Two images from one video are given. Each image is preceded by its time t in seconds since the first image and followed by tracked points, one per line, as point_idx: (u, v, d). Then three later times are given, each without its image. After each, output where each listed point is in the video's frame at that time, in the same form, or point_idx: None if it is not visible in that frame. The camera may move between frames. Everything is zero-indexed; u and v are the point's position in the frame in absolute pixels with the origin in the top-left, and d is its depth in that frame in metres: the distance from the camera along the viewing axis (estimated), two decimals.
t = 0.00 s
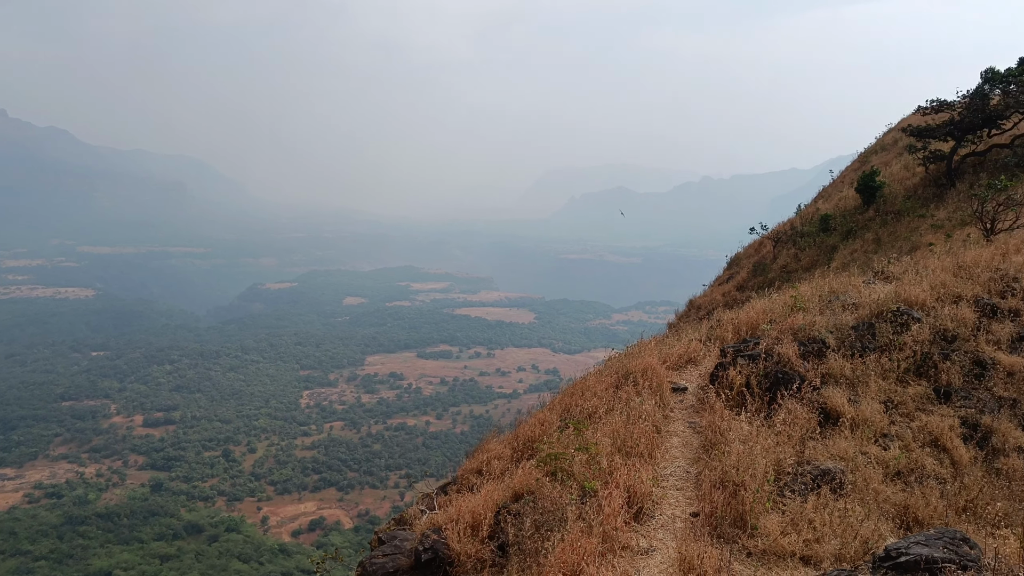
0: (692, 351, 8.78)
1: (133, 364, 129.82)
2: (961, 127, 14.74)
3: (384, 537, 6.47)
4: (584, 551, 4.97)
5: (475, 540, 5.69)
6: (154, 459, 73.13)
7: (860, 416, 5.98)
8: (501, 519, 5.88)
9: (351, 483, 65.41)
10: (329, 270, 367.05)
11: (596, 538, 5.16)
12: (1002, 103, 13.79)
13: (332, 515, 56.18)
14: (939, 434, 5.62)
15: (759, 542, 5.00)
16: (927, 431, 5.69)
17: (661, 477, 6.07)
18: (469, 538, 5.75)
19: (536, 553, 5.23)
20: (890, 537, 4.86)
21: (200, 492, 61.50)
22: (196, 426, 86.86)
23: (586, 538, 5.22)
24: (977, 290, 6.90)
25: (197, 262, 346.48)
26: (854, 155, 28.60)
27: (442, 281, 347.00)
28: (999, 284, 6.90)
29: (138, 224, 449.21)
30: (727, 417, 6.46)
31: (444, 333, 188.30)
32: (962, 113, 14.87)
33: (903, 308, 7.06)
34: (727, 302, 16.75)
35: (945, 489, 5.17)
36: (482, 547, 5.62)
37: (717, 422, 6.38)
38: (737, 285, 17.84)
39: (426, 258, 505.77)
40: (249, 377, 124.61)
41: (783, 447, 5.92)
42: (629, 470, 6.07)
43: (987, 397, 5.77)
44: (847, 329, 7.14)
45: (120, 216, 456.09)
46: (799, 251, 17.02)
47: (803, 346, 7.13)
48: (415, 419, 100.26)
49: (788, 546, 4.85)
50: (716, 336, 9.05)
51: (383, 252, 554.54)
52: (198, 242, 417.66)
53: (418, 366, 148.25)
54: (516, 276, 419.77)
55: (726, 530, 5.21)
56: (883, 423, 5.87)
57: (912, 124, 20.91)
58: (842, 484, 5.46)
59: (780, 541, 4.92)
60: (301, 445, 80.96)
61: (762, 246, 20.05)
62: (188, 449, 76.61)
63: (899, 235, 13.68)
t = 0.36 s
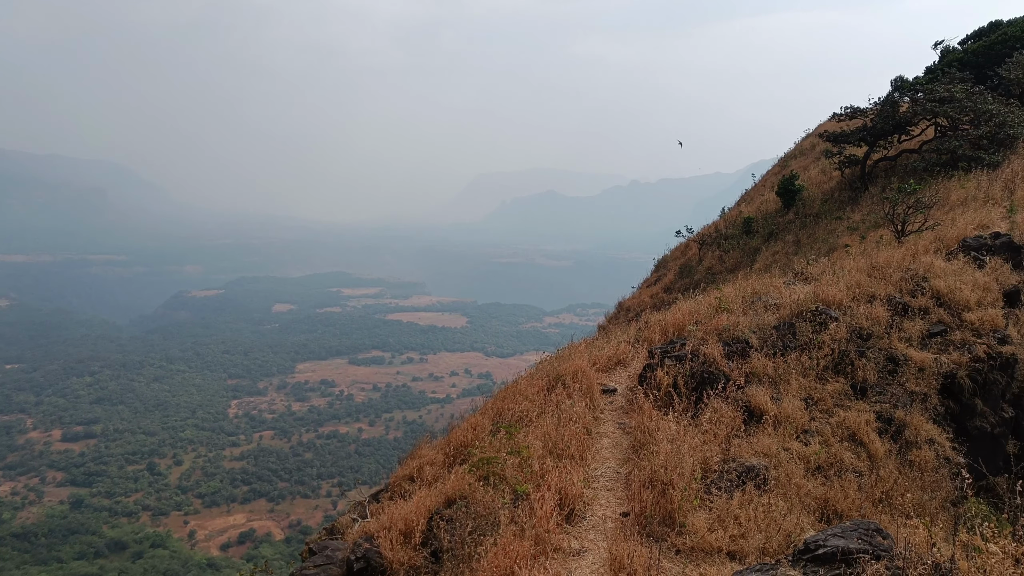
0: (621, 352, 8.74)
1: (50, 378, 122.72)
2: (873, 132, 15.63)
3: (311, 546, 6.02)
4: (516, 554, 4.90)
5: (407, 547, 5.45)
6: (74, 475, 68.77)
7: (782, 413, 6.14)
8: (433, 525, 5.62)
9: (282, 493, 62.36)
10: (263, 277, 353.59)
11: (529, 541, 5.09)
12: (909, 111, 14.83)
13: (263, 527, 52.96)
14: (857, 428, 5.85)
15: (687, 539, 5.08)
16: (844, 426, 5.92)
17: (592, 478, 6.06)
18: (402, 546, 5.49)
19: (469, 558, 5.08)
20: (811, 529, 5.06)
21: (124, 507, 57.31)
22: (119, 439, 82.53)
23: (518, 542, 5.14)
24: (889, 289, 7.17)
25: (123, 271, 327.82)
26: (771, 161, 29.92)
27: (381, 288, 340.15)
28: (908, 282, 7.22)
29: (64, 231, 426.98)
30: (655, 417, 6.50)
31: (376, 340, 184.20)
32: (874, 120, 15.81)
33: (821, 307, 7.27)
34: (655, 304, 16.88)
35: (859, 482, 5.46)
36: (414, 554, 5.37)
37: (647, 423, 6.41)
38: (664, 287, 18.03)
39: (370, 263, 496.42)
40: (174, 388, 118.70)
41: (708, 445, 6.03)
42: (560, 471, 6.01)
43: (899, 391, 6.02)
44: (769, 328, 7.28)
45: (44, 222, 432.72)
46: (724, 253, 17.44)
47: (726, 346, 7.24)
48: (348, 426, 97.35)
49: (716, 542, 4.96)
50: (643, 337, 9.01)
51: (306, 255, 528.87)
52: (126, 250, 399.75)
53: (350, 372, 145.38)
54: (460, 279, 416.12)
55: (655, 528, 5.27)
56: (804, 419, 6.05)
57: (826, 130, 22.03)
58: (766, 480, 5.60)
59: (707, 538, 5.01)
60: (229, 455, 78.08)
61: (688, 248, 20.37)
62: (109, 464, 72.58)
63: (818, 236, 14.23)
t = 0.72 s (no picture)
0: (574, 360, 8.67)
1: None
2: (819, 144, 16.11)
3: (260, 564, 5.87)
4: (469, 566, 4.85)
5: (360, 561, 5.37)
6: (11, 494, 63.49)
7: (733, 419, 6.22)
8: (387, 538, 5.53)
9: (235, 510, 56.84)
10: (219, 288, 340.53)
11: (482, 552, 5.05)
12: (852, 123, 15.36)
13: (213, 544, 48.26)
14: (804, 434, 5.95)
15: (640, 546, 5.14)
16: (792, 431, 6.02)
17: (546, 487, 6.05)
18: (356, 561, 5.38)
19: (422, 571, 4.99)
20: (761, 534, 5.16)
21: (68, 526, 51.62)
22: (63, 457, 78.41)
23: (472, 552, 5.10)
24: (835, 297, 7.33)
25: (71, 283, 312.15)
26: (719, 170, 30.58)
27: (343, 299, 329.78)
28: (852, 290, 7.40)
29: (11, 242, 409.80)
30: (607, 426, 6.52)
31: (330, 352, 175.94)
32: (819, 131, 16.23)
33: (770, 315, 7.36)
34: (608, 313, 17.19)
35: (807, 485, 5.58)
36: (368, 569, 5.29)
37: (599, 432, 6.42)
38: (617, 296, 18.30)
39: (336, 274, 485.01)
40: (120, 405, 113.46)
41: (661, 452, 6.08)
42: (514, 479, 5.98)
43: (844, 397, 6.15)
44: (719, 336, 7.35)
45: None
46: (675, 262, 17.70)
47: (678, 354, 7.29)
48: (301, 439, 91.29)
49: (667, 549, 5.02)
50: (595, 345, 8.93)
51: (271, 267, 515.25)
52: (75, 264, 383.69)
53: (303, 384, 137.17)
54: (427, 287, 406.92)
55: (608, 537, 5.30)
56: (754, 426, 6.13)
57: (774, 141, 22.61)
58: (717, 486, 5.67)
59: (658, 545, 5.08)
60: (180, 471, 73.04)
61: (639, 258, 20.77)
62: (53, 481, 68.27)
63: (765, 245, 14.55)
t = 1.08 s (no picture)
0: (538, 368, 8.65)
1: None
2: (778, 152, 16.09)
3: None
4: None
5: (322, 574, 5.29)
6: None
7: (693, 425, 6.28)
8: (349, 548, 5.46)
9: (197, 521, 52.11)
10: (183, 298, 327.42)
11: (445, 560, 5.01)
12: (812, 131, 15.41)
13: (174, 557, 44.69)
14: (764, 439, 6.02)
15: (602, 552, 5.15)
16: (752, 436, 6.09)
17: (510, 495, 6.04)
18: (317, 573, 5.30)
19: None
20: (720, 538, 5.23)
21: (20, 543, 47.61)
22: (16, 471, 74.06)
23: (435, 561, 5.05)
24: (794, 303, 7.43)
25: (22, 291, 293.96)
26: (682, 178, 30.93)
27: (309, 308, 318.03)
28: (811, 296, 7.54)
29: None
30: (570, 433, 6.54)
31: (297, 358, 166.56)
32: (777, 140, 16.18)
33: (729, 321, 7.44)
34: (572, 321, 17.25)
35: (766, 489, 5.65)
36: None
37: (562, 439, 6.44)
38: (580, 303, 18.37)
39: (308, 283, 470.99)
40: (77, 416, 107.68)
41: (623, 458, 6.12)
42: (478, 486, 5.97)
43: (803, 402, 6.25)
44: (680, 343, 7.41)
45: None
46: (637, 269, 17.84)
47: (640, 361, 7.35)
48: (263, 450, 84.06)
49: (629, 555, 5.04)
50: (559, 352, 8.91)
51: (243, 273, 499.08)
52: (31, 273, 367.30)
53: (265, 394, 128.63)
54: (405, 293, 396.62)
55: (570, 543, 5.32)
56: (714, 431, 6.20)
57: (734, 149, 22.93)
58: (678, 491, 5.73)
59: (622, 550, 5.09)
60: (140, 483, 67.63)
61: (603, 265, 20.90)
62: (5, 497, 63.40)
63: (726, 253, 14.62)
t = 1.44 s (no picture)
0: (504, 372, 8.59)
1: None
2: (741, 158, 16.48)
3: None
4: None
5: None
6: None
7: (657, 428, 6.34)
8: (313, 557, 5.36)
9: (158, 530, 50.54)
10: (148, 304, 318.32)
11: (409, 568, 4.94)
12: (774, 138, 15.83)
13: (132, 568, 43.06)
14: (728, 441, 6.08)
15: (568, 556, 5.14)
16: (717, 438, 6.14)
17: (475, 501, 6.01)
18: None
19: None
20: (684, 540, 5.28)
21: None
22: None
23: (398, 567, 5.00)
24: (756, 307, 7.57)
25: None
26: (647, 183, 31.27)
27: (280, 314, 311.50)
28: (774, 300, 7.67)
29: None
30: (536, 436, 6.55)
31: (269, 364, 162.85)
32: (742, 146, 16.59)
33: (693, 325, 7.53)
34: (539, 325, 17.38)
35: (730, 492, 5.70)
36: None
37: (529, 443, 6.43)
38: (547, 307, 18.49)
39: (285, 288, 461.28)
40: (35, 426, 103.69)
41: (589, 463, 6.12)
42: (443, 491, 5.94)
43: (765, 404, 6.33)
44: (645, 346, 7.48)
45: None
46: (604, 274, 17.98)
47: (606, 364, 7.43)
48: (228, 457, 81.89)
49: (595, 558, 5.04)
50: (525, 357, 8.87)
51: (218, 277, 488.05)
52: None
53: (230, 401, 125.02)
54: (383, 295, 391.61)
55: (537, 547, 5.33)
56: (678, 433, 6.26)
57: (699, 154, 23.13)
58: (643, 493, 5.77)
59: (587, 553, 5.09)
60: (100, 492, 65.66)
61: (570, 269, 21.03)
62: None
63: (691, 257, 14.75)
